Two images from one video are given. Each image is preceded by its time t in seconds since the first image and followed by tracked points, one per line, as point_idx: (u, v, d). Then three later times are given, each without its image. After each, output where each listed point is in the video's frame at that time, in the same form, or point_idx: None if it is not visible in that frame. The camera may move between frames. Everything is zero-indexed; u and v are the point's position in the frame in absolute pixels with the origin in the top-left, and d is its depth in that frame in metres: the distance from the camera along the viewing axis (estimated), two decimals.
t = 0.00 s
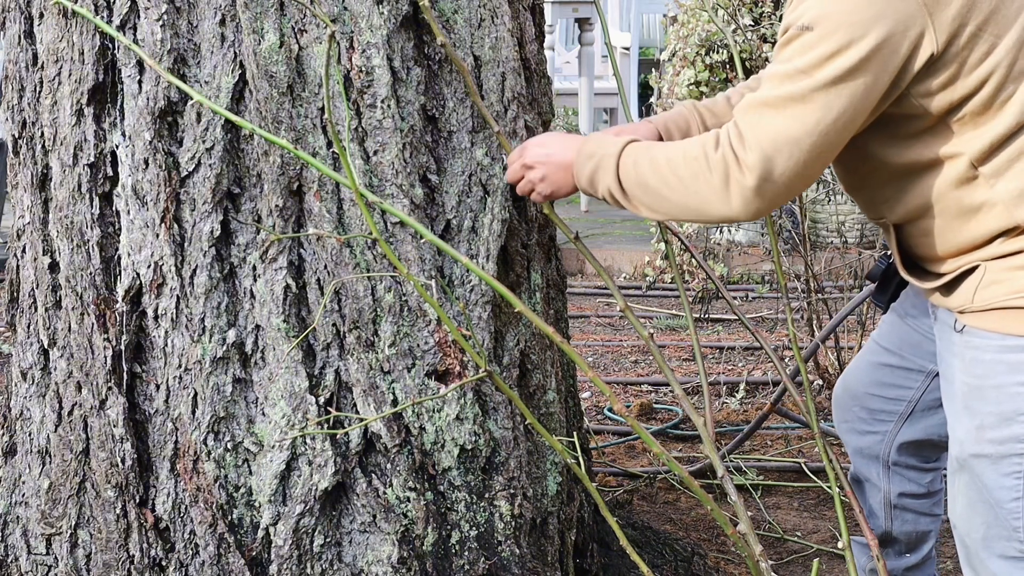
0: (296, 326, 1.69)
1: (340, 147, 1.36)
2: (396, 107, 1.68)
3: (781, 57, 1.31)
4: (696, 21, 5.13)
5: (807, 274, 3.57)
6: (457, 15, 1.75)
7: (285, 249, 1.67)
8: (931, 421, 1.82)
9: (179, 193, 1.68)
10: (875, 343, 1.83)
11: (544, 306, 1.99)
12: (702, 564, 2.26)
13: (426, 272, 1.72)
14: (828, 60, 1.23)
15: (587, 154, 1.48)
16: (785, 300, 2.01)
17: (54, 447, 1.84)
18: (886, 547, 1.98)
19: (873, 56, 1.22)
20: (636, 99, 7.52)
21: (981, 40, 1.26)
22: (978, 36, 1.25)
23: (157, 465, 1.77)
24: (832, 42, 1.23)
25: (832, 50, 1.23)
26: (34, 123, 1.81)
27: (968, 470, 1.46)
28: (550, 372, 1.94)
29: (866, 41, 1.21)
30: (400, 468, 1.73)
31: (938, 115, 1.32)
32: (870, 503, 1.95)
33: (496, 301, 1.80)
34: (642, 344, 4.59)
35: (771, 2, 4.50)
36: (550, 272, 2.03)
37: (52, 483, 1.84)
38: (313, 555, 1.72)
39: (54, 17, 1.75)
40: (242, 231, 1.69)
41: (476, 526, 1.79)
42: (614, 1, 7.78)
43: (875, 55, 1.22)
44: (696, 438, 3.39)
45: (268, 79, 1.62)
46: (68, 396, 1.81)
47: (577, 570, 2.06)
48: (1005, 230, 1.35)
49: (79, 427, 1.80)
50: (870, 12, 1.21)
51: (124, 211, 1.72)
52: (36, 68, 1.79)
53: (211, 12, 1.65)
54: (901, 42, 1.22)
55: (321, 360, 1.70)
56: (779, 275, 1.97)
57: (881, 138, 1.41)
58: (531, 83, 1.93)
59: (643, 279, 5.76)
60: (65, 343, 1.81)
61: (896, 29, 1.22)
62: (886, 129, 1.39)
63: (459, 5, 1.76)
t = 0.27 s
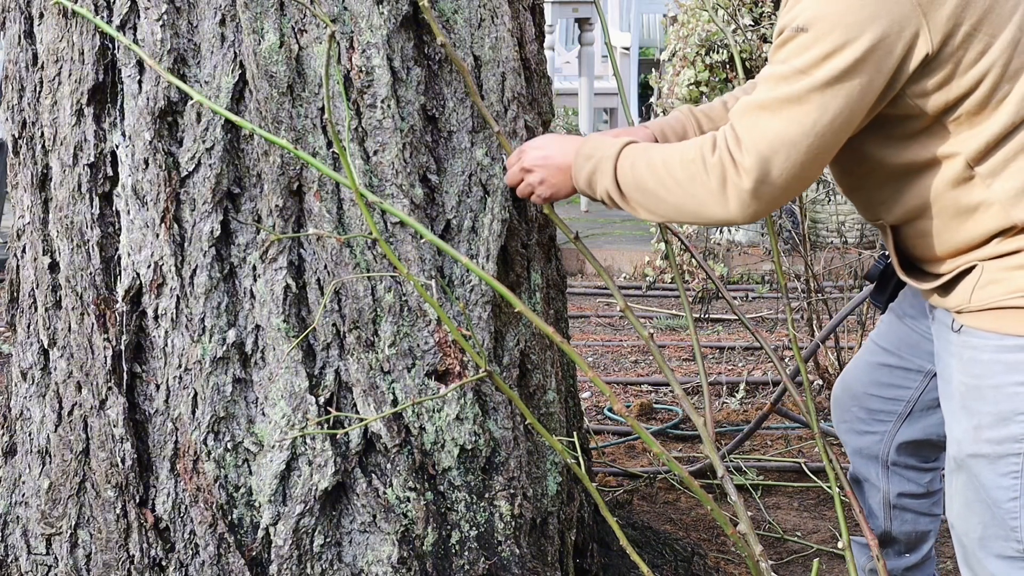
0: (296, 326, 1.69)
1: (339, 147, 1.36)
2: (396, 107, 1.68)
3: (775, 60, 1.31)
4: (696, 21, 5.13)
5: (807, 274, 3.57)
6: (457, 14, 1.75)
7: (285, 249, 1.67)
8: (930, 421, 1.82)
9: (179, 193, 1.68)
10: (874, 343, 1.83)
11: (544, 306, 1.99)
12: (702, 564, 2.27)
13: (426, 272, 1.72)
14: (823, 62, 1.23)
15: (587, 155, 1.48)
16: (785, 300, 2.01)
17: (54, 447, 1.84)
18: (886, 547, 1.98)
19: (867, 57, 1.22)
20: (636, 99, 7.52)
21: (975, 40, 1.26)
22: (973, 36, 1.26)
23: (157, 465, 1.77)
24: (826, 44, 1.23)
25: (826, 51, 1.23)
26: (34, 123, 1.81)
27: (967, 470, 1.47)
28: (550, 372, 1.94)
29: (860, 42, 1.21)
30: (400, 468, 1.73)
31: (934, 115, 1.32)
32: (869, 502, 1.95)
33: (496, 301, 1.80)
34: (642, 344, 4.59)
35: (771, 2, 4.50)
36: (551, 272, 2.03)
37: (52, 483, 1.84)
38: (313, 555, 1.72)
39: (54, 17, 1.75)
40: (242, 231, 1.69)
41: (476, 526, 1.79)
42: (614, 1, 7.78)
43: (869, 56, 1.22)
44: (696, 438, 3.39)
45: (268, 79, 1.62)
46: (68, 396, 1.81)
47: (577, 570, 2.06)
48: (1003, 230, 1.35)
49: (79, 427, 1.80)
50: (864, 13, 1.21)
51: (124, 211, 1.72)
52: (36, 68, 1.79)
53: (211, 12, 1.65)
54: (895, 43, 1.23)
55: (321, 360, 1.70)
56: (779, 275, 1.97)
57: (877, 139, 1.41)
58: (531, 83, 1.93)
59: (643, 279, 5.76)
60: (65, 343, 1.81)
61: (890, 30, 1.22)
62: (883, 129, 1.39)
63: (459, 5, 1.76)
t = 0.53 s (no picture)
0: (296, 326, 1.69)
1: (339, 147, 1.36)
2: (396, 107, 1.68)
3: (779, 59, 1.29)
4: (696, 21, 5.13)
5: (807, 274, 3.57)
6: (457, 14, 1.75)
7: (285, 249, 1.67)
8: (929, 421, 1.82)
9: (179, 193, 1.68)
10: (873, 342, 1.83)
11: (544, 306, 1.98)
12: (702, 564, 2.27)
13: (426, 272, 1.72)
14: (829, 59, 1.22)
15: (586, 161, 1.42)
16: (785, 300, 2.00)
17: (54, 447, 1.84)
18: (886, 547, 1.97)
19: (873, 54, 1.21)
20: (636, 99, 7.52)
21: (976, 37, 1.26)
22: (974, 33, 1.26)
23: (157, 465, 1.77)
24: (832, 41, 1.22)
25: (832, 49, 1.22)
26: (34, 123, 1.81)
27: (963, 469, 1.47)
28: (550, 372, 1.94)
29: (866, 39, 1.21)
30: (399, 468, 1.73)
31: (935, 112, 1.32)
32: (868, 503, 1.95)
33: (496, 301, 1.80)
34: (642, 344, 4.59)
35: (772, 3, 4.50)
36: (551, 272, 2.03)
37: (52, 483, 1.84)
38: (313, 555, 1.72)
39: (54, 17, 1.75)
40: (242, 230, 1.69)
41: (475, 526, 1.79)
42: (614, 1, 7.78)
43: (875, 52, 1.21)
44: (696, 438, 3.39)
45: (268, 79, 1.62)
46: (68, 396, 1.81)
47: (577, 570, 2.05)
48: (1001, 228, 1.36)
49: (79, 427, 1.81)
50: (869, 9, 1.20)
51: (124, 211, 1.72)
52: (36, 68, 1.79)
53: (211, 12, 1.65)
54: (900, 39, 1.22)
55: (321, 360, 1.70)
56: (778, 275, 1.96)
57: (876, 137, 1.40)
58: (531, 83, 1.93)
59: (643, 279, 5.76)
60: (65, 343, 1.81)
61: (894, 27, 1.21)
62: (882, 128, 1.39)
63: (459, 5, 1.76)
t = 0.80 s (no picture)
0: (296, 326, 1.69)
1: (339, 147, 1.36)
2: (396, 107, 1.68)
3: (761, 63, 1.30)
4: (696, 21, 5.13)
5: (807, 274, 3.56)
6: (457, 14, 1.75)
7: (285, 249, 1.67)
8: (931, 423, 1.81)
9: (179, 193, 1.68)
10: (876, 344, 1.83)
11: (545, 306, 1.98)
12: (702, 564, 2.27)
13: (426, 272, 1.72)
14: (807, 66, 1.23)
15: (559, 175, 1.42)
16: (785, 300, 1.99)
17: (54, 447, 1.84)
18: (887, 548, 1.97)
19: (854, 62, 1.22)
20: (636, 99, 7.52)
21: (964, 42, 1.26)
22: (962, 38, 1.26)
23: (157, 465, 1.77)
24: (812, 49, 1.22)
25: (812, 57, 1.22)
26: (34, 123, 1.81)
27: (963, 470, 1.47)
28: (550, 372, 1.94)
29: (847, 47, 1.21)
30: (400, 468, 1.73)
31: (928, 115, 1.32)
32: (870, 504, 1.95)
33: (496, 301, 1.80)
34: (642, 344, 4.59)
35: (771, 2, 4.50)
36: (551, 272, 2.03)
37: (52, 483, 1.84)
38: (313, 555, 1.72)
39: (54, 17, 1.75)
40: (242, 230, 1.69)
41: (475, 526, 1.79)
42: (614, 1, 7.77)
43: (856, 61, 1.22)
44: (696, 438, 3.39)
45: (268, 79, 1.62)
46: (68, 396, 1.81)
47: (577, 570, 2.05)
48: (1003, 230, 1.35)
49: (79, 427, 1.81)
50: (851, 16, 1.20)
51: (124, 211, 1.72)
52: (36, 68, 1.79)
53: (211, 12, 1.65)
54: (884, 47, 1.22)
55: (321, 360, 1.70)
56: (779, 275, 1.96)
57: (873, 139, 1.39)
58: (531, 83, 1.93)
59: (643, 279, 5.76)
60: (65, 343, 1.81)
61: (877, 37, 1.21)
62: (878, 126, 1.38)
63: (459, 5, 1.76)
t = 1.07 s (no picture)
0: (296, 326, 1.69)
1: (339, 147, 1.36)
2: (396, 107, 1.68)
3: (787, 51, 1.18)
4: (696, 21, 5.13)
5: (807, 274, 3.56)
6: (457, 15, 1.75)
7: (285, 249, 1.67)
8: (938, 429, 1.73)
9: (179, 193, 1.68)
10: (883, 347, 1.76)
11: (544, 306, 1.98)
12: (703, 564, 2.26)
13: (426, 272, 1.72)
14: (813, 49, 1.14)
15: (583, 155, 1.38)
16: (786, 299, 1.99)
17: (54, 447, 1.84)
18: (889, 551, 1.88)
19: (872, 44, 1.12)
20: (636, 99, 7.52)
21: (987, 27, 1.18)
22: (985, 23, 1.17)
23: (157, 465, 1.77)
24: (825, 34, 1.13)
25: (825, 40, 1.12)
26: (34, 123, 1.81)
27: (949, 471, 1.36)
28: (550, 372, 1.94)
29: (866, 33, 1.11)
30: (400, 468, 1.73)
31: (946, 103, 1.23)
32: (874, 509, 1.85)
33: (496, 301, 1.80)
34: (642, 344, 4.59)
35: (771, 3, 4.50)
36: (550, 272, 2.03)
37: (52, 483, 1.84)
38: (313, 555, 1.72)
39: (54, 17, 1.75)
40: (242, 230, 1.69)
41: (475, 526, 1.79)
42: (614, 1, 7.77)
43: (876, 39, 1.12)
44: (695, 438, 3.39)
45: (268, 80, 1.62)
46: (68, 396, 1.81)
47: (577, 570, 2.05)
48: (1005, 229, 1.26)
49: (79, 427, 1.80)
50: None
51: (124, 211, 1.72)
52: (36, 68, 1.79)
53: (211, 12, 1.65)
54: (904, 34, 1.13)
55: (321, 360, 1.70)
56: (779, 275, 1.96)
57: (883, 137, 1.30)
58: (531, 83, 1.93)
59: (643, 279, 5.76)
60: (65, 343, 1.81)
61: (902, 23, 1.13)
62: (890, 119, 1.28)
63: (459, 5, 1.76)
